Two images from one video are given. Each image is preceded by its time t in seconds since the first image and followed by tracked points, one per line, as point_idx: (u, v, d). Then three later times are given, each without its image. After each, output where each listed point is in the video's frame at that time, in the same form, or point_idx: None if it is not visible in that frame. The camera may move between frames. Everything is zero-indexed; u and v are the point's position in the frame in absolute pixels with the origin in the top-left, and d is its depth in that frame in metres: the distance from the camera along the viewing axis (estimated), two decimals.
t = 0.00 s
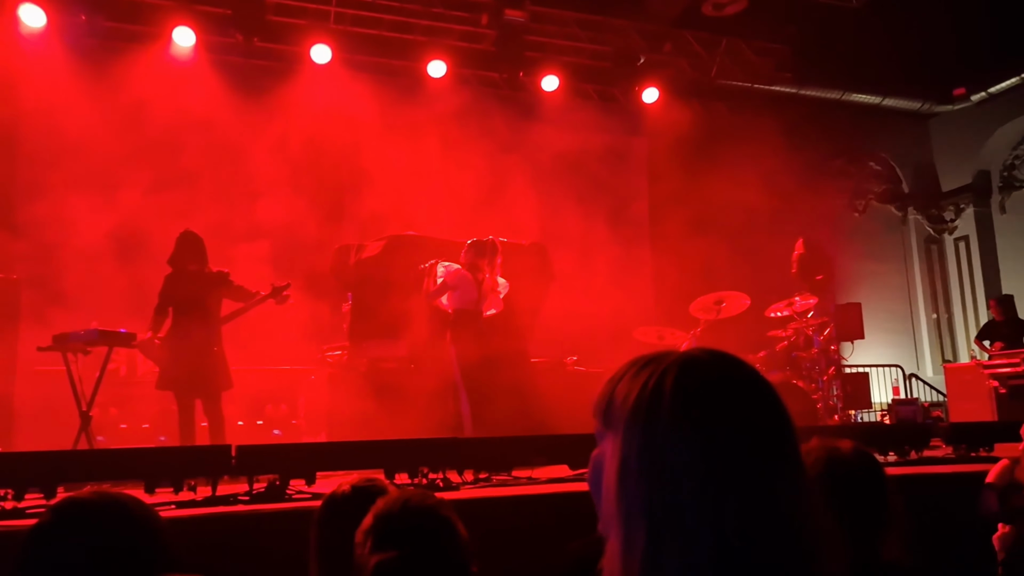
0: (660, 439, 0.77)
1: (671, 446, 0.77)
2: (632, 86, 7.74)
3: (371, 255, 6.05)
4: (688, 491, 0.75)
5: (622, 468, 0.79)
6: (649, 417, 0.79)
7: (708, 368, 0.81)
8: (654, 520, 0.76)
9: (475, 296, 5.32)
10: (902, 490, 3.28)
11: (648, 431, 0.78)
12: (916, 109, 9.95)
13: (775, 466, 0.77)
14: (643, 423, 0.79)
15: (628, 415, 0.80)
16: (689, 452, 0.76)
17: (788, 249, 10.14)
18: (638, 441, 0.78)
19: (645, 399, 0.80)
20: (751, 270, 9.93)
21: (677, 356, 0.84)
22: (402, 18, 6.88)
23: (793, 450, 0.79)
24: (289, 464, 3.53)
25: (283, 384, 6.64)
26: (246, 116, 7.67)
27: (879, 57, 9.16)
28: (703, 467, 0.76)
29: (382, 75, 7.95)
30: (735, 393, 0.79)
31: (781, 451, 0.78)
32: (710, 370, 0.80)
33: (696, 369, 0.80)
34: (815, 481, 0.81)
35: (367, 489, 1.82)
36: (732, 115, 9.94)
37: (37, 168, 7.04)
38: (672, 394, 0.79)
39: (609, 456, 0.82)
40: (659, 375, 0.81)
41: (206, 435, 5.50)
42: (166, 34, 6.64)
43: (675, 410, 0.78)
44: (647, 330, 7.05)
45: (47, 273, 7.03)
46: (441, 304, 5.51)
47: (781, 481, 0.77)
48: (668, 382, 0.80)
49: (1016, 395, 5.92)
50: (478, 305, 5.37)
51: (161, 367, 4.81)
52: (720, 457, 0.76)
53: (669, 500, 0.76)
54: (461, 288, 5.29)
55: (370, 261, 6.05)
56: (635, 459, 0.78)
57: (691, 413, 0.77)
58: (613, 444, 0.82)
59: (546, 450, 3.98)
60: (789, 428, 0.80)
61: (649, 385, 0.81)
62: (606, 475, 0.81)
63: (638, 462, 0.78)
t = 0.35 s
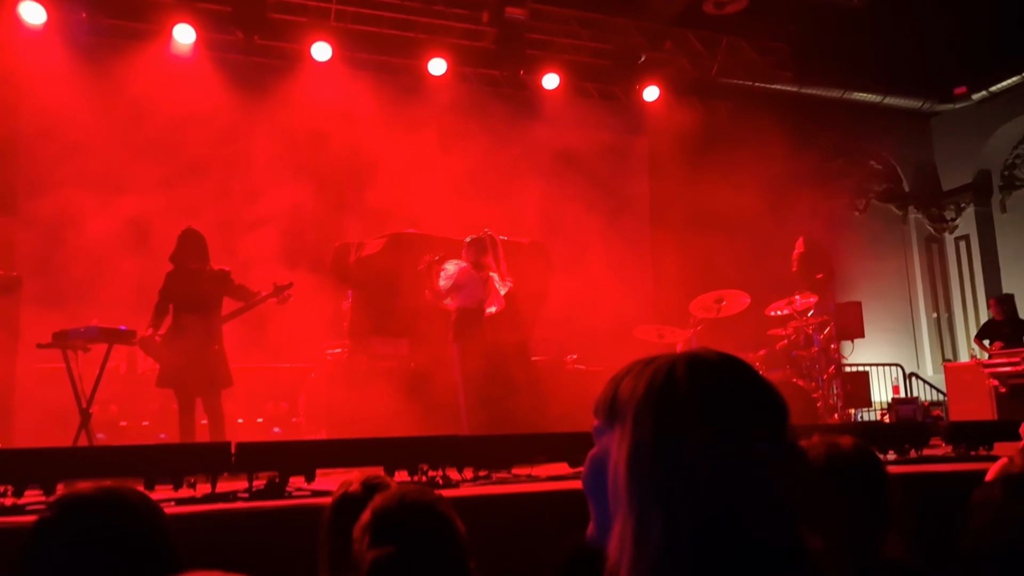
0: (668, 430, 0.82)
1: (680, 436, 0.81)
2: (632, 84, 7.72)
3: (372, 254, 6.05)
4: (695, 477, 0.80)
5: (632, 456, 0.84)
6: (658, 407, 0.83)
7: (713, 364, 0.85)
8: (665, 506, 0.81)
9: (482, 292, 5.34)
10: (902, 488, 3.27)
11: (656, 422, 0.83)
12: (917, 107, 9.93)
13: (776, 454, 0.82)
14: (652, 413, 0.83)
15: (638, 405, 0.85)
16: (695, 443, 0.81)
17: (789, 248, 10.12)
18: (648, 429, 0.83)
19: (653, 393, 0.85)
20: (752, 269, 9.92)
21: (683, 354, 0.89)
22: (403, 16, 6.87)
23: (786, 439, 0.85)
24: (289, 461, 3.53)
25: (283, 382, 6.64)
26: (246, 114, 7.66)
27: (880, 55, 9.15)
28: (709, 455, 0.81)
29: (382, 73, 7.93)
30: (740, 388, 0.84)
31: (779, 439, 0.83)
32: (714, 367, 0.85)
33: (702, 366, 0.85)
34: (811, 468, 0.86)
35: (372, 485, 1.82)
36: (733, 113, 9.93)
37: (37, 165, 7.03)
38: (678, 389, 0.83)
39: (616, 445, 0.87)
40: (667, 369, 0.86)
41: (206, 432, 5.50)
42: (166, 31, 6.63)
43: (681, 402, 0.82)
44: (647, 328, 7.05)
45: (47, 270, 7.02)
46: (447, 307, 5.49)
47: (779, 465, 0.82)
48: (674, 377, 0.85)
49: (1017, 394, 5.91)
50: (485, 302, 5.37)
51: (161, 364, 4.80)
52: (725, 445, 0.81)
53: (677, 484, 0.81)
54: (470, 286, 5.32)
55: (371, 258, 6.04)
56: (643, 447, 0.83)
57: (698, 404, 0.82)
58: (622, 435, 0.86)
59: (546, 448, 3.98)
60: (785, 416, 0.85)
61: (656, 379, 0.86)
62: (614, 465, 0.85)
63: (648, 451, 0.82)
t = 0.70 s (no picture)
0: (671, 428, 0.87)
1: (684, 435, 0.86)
2: (633, 80, 7.71)
3: (372, 251, 6.05)
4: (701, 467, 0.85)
5: (639, 456, 0.89)
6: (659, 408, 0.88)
7: (707, 365, 0.90)
8: (676, 499, 0.85)
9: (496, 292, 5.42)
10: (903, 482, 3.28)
11: (658, 421, 0.88)
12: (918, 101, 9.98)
13: (779, 443, 0.86)
14: (655, 415, 0.88)
15: (639, 407, 0.90)
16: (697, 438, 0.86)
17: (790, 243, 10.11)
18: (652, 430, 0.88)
19: (654, 397, 0.89)
20: (753, 264, 9.91)
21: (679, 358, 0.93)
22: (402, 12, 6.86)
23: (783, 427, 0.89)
24: (289, 457, 3.53)
25: (285, 378, 6.66)
26: (247, 111, 7.66)
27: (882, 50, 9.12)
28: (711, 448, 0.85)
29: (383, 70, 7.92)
30: (736, 385, 0.89)
31: (778, 425, 0.88)
32: (708, 367, 0.90)
33: (696, 369, 0.89)
34: (811, 452, 0.90)
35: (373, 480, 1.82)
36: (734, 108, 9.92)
37: (39, 163, 7.03)
38: (678, 387, 0.88)
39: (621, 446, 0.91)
40: (663, 374, 0.91)
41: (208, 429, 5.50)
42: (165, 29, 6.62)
43: (682, 401, 0.87)
44: (647, 323, 7.06)
45: (49, 267, 7.03)
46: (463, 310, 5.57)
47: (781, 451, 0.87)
48: (674, 378, 0.89)
49: (1018, 388, 5.88)
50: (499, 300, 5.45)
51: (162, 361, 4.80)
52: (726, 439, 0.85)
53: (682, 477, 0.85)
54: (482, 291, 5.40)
55: (372, 255, 6.05)
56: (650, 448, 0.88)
57: (698, 403, 0.87)
58: (624, 438, 0.91)
59: (547, 443, 4.00)
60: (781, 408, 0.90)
61: (656, 383, 0.90)
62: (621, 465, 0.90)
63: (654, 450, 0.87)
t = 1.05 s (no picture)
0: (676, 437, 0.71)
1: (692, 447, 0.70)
2: (632, 83, 7.72)
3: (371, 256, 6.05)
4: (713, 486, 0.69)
5: (635, 469, 0.74)
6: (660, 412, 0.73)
7: (718, 360, 0.74)
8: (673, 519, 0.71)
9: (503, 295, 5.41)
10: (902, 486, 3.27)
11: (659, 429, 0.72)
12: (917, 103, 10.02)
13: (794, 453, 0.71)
14: (655, 421, 0.73)
15: (635, 411, 0.75)
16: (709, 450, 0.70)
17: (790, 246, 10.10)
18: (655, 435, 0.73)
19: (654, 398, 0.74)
20: (753, 267, 9.90)
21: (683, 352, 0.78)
22: (402, 16, 6.88)
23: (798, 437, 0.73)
24: (287, 463, 3.53)
25: (285, 383, 6.66)
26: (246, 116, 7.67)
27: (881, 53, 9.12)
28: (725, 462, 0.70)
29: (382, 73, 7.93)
30: (755, 385, 0.72)
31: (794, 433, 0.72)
32: (719, 363, 0.74)
33: (702, 366, 0.73)
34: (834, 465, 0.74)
35: (369, 484, 1.82)
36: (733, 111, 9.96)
37: (38, 168, 7.03)
38: (681, 386, 0.72)
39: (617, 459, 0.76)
40: (664, 372, 0.75)
41: (207, 434, 5.50)
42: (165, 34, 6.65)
43: (686, 405, 0.71)
44: (647, 326, 7.06)
45: (49, 272, 7.03)
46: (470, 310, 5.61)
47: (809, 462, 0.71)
48: (676, 376, 0.73)
49: (1019, 390, 5.88)
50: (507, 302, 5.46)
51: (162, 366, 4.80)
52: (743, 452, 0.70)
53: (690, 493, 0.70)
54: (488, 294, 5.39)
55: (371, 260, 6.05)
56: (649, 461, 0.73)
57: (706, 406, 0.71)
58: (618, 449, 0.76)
59: (546, 448, 3.99)
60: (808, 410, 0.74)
61: (655, 381, 0.75)
62: (616, 481, 0.74)
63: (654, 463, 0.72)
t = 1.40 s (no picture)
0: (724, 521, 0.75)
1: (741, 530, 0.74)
2: (643, 137, 7.83)
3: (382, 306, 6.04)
4: (762, 569, 0.73)
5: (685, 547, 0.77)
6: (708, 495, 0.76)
7: (754, 442, 0.77)
8: None
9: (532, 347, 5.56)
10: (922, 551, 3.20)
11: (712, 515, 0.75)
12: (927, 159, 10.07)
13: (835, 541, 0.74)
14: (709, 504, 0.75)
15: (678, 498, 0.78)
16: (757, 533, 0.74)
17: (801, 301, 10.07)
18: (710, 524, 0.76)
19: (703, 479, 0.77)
20: (764, 321, 9.86)
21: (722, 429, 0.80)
22: (417, 69, 6.99)
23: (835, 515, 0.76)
24: (295, 517, 3.48)
25: (292, 433, 6.61)
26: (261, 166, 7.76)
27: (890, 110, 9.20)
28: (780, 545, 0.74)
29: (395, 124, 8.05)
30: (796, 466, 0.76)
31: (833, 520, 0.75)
32: (762, 442, 0.77)
33: (744, 455, 0.76)
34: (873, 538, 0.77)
35: (386, 549, 1.78)
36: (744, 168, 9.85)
37: (54, 215, 7.10)
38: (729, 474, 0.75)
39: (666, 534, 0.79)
40: (710, 453, 0.78)
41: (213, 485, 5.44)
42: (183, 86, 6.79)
43: (735, 492, 0.74)
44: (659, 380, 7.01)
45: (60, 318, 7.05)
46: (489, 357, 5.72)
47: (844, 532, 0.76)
48: (720, 463, 0.75)
49: None
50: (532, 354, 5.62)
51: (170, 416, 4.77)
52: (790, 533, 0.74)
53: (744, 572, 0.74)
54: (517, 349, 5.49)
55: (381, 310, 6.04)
56: (694, 543, 0.77)
57: (756, 495, 0.74)
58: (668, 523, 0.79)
59: (558, 505, 3.91)
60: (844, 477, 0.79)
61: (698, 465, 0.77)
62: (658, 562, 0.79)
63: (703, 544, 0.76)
